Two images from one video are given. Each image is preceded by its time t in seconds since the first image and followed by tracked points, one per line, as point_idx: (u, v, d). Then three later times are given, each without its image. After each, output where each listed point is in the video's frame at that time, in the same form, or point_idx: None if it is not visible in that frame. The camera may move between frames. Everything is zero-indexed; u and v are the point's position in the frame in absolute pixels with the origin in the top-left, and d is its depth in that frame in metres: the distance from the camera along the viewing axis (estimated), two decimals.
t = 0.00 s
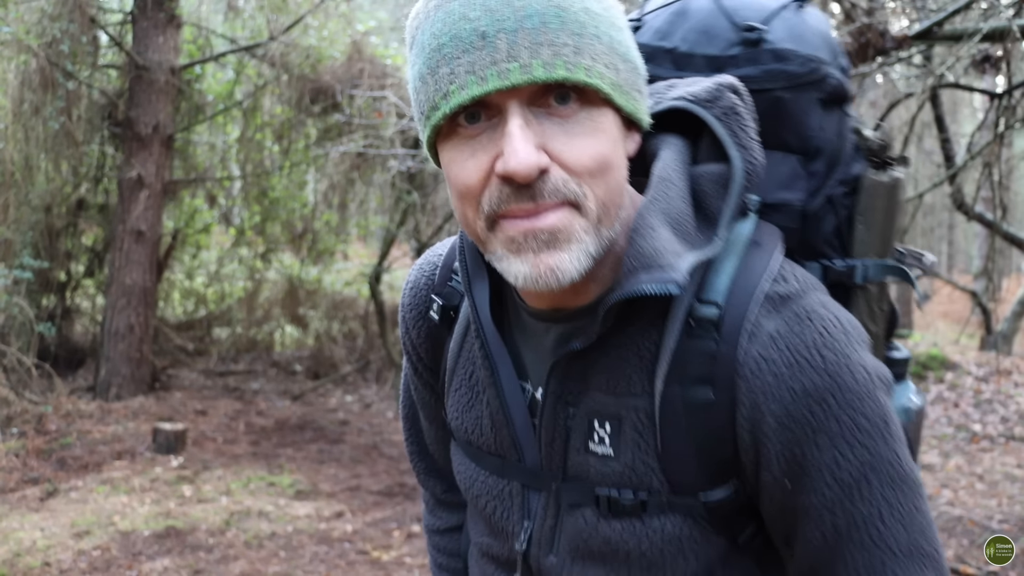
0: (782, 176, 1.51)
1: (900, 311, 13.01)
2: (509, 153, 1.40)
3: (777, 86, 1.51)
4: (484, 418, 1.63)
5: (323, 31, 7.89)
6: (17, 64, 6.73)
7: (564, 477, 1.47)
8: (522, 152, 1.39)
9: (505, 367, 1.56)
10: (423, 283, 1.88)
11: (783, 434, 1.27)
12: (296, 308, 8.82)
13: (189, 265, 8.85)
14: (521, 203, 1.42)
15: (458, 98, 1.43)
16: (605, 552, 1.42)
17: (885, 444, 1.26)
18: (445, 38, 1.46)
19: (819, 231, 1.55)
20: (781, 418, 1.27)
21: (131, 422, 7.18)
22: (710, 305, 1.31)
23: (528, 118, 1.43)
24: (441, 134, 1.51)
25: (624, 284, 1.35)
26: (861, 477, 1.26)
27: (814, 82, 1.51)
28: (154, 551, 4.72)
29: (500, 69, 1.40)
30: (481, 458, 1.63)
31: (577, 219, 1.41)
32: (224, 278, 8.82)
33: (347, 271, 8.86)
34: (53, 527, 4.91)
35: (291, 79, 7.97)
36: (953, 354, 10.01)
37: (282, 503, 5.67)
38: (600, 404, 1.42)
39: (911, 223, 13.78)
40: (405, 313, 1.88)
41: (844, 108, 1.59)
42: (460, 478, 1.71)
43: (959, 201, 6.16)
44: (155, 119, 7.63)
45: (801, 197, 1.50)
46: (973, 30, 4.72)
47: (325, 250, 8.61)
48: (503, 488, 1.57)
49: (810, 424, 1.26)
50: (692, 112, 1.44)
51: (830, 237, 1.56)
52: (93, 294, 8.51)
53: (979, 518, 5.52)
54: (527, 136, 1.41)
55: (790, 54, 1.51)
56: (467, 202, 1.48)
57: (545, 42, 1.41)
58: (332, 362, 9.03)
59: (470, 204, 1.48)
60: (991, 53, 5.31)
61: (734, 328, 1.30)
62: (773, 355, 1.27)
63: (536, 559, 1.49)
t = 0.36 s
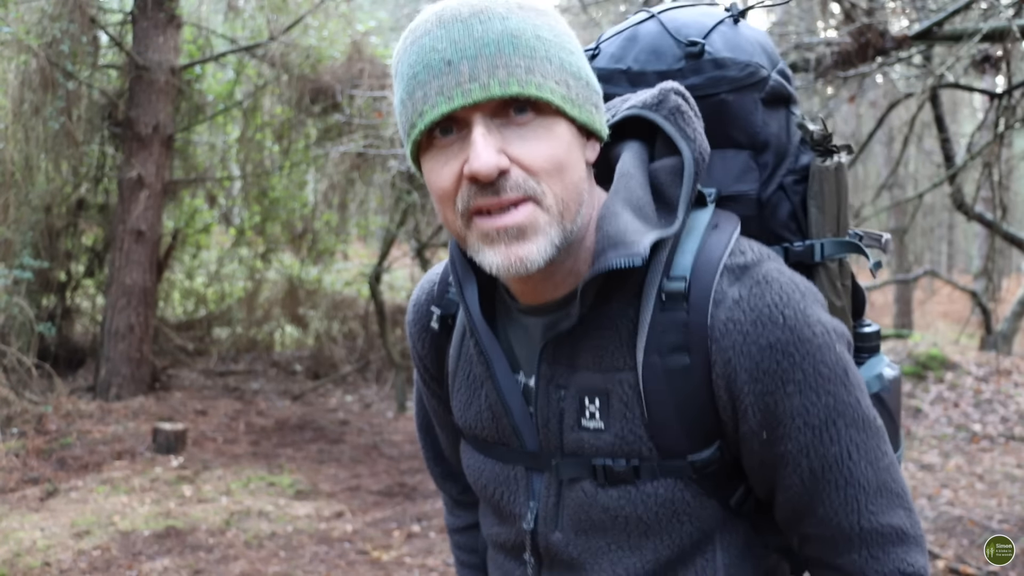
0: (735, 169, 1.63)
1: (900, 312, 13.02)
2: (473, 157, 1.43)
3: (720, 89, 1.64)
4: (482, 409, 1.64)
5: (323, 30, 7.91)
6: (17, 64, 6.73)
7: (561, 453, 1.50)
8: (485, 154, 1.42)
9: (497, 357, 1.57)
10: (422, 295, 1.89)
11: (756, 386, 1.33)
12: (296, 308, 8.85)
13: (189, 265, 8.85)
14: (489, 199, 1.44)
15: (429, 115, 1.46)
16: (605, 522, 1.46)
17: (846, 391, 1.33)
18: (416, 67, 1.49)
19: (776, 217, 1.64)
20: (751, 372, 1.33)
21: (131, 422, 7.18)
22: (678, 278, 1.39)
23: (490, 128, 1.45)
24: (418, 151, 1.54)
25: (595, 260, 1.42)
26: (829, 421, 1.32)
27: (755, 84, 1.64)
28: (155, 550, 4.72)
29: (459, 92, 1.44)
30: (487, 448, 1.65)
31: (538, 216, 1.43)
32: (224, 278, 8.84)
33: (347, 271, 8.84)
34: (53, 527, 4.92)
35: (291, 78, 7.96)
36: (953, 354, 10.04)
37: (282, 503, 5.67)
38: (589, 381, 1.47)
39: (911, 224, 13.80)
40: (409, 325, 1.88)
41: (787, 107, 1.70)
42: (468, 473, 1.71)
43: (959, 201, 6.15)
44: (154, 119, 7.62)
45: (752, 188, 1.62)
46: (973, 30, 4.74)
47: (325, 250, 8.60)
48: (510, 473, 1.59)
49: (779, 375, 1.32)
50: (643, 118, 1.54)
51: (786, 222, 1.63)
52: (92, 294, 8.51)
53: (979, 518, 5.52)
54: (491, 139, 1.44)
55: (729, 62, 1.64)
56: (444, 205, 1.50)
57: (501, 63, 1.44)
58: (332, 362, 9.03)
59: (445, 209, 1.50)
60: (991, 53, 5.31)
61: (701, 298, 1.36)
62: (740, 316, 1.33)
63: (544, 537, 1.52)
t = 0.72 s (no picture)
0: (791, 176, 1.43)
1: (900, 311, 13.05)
2: (511, 114, 1.32)
3: (790, 89, 1.46)
4: (481, 362, 1.53)
5: (322, 30, 7.85)
6: (17, 63, 6.72)
7: (550, 422, 1.34)
8: (522, 112, 1.31)
9: (509, 313, 1.47)
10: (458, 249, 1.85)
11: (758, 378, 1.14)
12: (296, 308, 8.84)
13: (189, 265, 8.84)
14: (525, 160, 1.33)
15: (471, 66, 1.35)
16: (578, 501, 1.29)
17: (863, 400, 1.14)
18: (462, 15, 1.38)
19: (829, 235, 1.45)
20: (757, 361, 1.14)
21: (130, 422, 7.17)
22: (706, 253, 1.21)
23: (530, 87, 1.33)
24: (458, 101, 1.44)
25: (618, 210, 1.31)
26: (839, 430, 1.13)
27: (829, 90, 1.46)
28: (154, 551, 4.72)
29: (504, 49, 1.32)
30: (479, 403, 1.51)
31: (573, 184, 1.32)
32: (224, 278, 8.85)
33: (347, 271, 8.88)
34: (52, 528, 4.91)
35: (291, 78, 7.96)
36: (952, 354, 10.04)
37: (282, 503, 5.67)
38: (589, 344, 1.30)
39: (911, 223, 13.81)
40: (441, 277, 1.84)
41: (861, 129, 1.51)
42: (461, 432, 1.58)
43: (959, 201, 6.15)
44: (155, 119, 7.63)
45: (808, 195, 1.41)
46: (973, 30, 4.72)
47: (325, 250, 8.61)
48: (495, 431, 1.45)
49: (787, 368, 1.14)
50: (703, 96, 1.41)
51: (840, 240, 1.45)
52: (93, 294, 8.51)
53: (979, 518, 5.51)
54: (532, 97, 1.32)
55: (807, 62, 1.47)
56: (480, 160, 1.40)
57: (549, 19, 1.30)
58: (333, 362, 9.03)
59: (481, 165, 1.40)
60: (991, 53, 5.30)
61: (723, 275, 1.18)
62: (759, 299, 1.15)
63: (513, 506, 1.37)
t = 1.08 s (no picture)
0: (843, 194, 2.03)
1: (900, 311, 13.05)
2: (554, 119, 1.38)
3: (846, 105, 2.10)
4: (508, 363, 1.56)
5: (322, 29, 7.81)
6: (16, 63, 6.70)
7: (577, 428, 1.39)
8: (568, 118, 1.37)
9: (542, 318, 1.52)
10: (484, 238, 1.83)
11: (802, 398, 1.20)
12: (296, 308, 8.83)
13: (191, 265, 8.73)
14: (569, 164, 1.40)
15: (513, 68, 1.41)
16: (598, 511, 1.34)
17: (908, 430, 1.19)
18: (500, 15, 1.44)
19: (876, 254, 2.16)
20: (800, 381, 1.20)
21: (130, 422, 7.17)
22: (751, 267, 1.28)
23: (575, 90, 1.40)
24: (496, 104, 1.50)
25: (667, 216, 1.39)
26: (880, 458, 1.18)
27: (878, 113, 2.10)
28: (154, 551, 4.71)
29: (547, 46, 1.38)
30: (502, 405, 1.56)
31: (620, 186, 1.40)
32: (224, 278, 8.85)
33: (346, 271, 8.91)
34: (53, 527, 4.91)
35: (291, 78, 7.89)
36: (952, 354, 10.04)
37: (282, 503, 5.66)
38: (623, 351, 1.36)
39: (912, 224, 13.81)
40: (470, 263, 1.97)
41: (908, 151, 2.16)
42: (479, 430, 1.63)
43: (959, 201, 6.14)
44: (154, 118, 7.63)
45: (854, 215, 2.01)
46: (973, 29, 4.71)
47: (324, 250, 8.82)
48: (518, 435, 1.50)
49: (830, 390, 1.19)
50: (758, 103, 1.53)
51: (884, 263, 2.17)
52: (92, 294, 8.50)
53: (979, 518, 5.50)
54: (575, 102, 1.39)
55: (862, 79, 2.11)
56: (520, 163, 1.46)
57: (593, 20, 1.37)
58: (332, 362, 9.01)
59: (521, 169, 1.46)
60: (992, 53, 5.27)
61: (766, 290, 1.25)
62: (804, 320, 1.21)
63: (529, 512, 1.42)
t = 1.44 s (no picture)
0: (843, 204, 1.87)
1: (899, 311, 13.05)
2: (538, 135, 1.42)
3: (853, 121, 1.96)
4: (537, 353, 1.57)
5: (323, 30, 7.58)
6: (16, 63, 6.70)
7: (622, 414, 1.45)
8: (552, 130, 1.41)
9: (583, 308, 1.54)
10: (508, 212, 1.76)
11: (860, 379, 1.34)
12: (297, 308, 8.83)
13: (189, 265, 8.88)
14: (563, 174, 1.43)
15: (489, 93, 1.44)
16: (645, 503, 1.41)
17: (940, 411, 1.39)
18: (469, 46, 1.47)
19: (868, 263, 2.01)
20: (861, 365, 1.34)
21: (131, 422, 7.18)
22: (804, 254, 1.40)
23: (553, 100, 1.44)
24: (491, 128, 1.53)
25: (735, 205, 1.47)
26: (923, 438, 1.36)
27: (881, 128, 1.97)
28: (154, 551, 4.71)
29: (514, 63, 1.41)
30: (527, 400, 1.56)
31: (618, 178, 1.45)
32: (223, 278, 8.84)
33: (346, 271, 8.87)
34: (53, 527, 4.91)
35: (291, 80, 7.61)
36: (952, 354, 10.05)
37: (282, 503, 5.67)
38: (674, 337, 1.45)
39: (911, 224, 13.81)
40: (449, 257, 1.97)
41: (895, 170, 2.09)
42: (491, 422, 1.62)
43: (959, 201, 6.14)
44: (155, 119, 7.64)
45: (854, 224, 1.86)
46: (973, 30, 4.72)
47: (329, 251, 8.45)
48: (548, 428, 1.52)
49: (885, 373, 1.34)
50: (794, 108, 1.67)
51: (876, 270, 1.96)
52: (92, 294, 8.51)
53: (979, 518, 5.51)
54: (557, 112, 1.43)
55: (869, 98, 1.99)
56: (522, 183, 1.50)
57: (551, 32, 1.40)
58: (332, 362, 9.02)
59: (525, 189, 1.50)
60: (992, 54, 5.28)
61: (818, 278, 1.38)
62: (861, 307, 1.35)
63: (567, 507, 1.45)
